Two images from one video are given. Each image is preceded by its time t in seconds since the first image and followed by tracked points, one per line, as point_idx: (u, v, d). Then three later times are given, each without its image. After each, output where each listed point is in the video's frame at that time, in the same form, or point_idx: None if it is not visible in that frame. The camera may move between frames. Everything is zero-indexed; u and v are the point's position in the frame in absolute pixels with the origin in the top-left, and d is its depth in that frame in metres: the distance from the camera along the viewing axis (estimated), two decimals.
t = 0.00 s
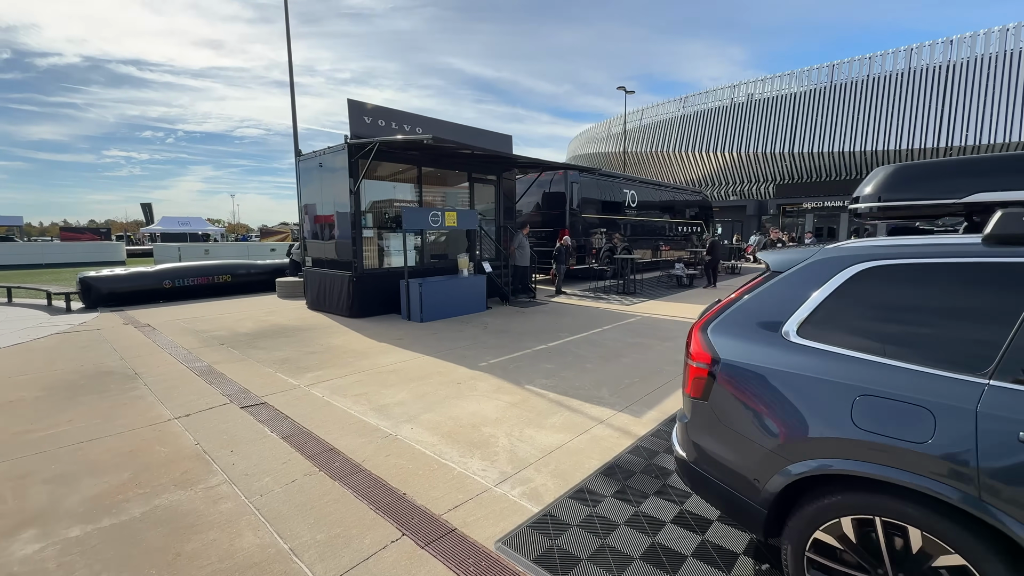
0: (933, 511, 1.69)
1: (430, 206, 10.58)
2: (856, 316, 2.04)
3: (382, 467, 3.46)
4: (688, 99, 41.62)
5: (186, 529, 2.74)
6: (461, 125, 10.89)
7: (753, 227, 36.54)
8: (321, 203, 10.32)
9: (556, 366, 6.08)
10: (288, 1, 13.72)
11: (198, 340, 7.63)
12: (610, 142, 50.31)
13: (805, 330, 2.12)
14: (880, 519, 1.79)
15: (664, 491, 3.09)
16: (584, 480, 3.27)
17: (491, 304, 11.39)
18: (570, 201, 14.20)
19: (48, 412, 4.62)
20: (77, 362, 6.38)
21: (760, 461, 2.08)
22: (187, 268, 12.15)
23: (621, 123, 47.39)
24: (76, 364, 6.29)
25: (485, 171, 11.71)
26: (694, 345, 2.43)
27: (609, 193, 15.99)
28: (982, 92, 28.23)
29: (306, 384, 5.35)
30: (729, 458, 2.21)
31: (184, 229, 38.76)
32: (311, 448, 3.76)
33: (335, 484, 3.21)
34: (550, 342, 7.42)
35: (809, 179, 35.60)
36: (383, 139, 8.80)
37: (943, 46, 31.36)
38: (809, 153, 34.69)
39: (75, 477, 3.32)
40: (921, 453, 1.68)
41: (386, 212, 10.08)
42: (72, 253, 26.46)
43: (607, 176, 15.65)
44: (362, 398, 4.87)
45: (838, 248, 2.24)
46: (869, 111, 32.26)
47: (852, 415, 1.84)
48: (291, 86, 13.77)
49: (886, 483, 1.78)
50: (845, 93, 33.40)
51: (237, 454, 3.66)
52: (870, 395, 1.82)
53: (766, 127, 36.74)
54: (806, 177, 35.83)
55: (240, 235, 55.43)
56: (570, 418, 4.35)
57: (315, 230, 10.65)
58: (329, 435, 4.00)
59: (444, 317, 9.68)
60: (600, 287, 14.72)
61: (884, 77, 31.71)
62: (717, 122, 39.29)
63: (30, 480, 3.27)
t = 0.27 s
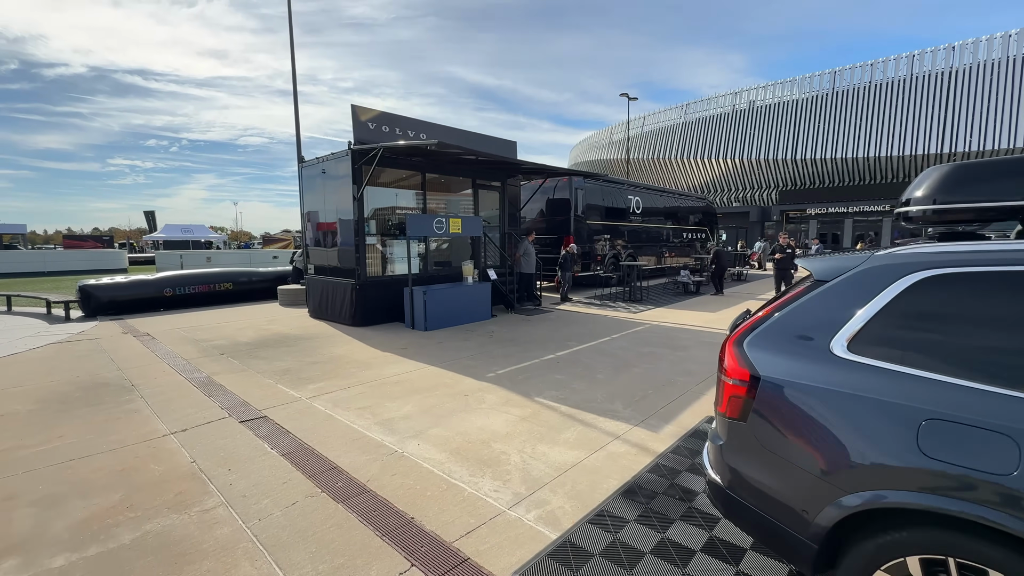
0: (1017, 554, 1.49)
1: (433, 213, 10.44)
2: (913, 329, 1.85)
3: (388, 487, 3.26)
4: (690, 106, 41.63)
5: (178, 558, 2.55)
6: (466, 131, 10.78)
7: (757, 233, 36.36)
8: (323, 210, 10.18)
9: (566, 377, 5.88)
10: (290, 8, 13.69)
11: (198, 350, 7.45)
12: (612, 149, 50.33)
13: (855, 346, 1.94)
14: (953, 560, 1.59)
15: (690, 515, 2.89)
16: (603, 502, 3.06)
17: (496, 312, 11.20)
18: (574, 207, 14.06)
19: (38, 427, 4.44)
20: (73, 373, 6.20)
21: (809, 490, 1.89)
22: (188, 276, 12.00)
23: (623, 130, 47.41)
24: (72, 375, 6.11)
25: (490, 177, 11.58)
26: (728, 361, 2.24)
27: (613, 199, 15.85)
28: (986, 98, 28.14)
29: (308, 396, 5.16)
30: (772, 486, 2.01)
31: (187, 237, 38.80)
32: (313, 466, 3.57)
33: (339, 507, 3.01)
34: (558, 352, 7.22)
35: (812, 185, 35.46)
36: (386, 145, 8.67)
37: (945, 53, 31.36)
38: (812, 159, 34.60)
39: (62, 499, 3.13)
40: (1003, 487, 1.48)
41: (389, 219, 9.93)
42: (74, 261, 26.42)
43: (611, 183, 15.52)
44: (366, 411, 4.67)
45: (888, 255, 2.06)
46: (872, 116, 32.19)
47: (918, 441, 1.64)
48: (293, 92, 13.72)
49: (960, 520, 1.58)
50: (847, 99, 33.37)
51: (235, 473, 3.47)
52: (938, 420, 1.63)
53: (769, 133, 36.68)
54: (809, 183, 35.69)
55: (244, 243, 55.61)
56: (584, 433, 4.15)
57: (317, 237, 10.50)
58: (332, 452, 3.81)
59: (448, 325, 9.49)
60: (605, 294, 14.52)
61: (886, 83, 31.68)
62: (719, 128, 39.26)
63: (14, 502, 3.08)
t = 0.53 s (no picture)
0: None
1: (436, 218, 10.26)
2: (980, 346, 1.66)
3: (389, 509, 3.05)
4: (692, 111, 41.56)
5: None
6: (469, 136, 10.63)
7: (760, 239, 36.16)
8: (324, 215, 10.02)
9: (574, 387, 5.67)
10: (292, 13, 13.61)
11: (195, 358, 7.26)
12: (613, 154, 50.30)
13: (913, 364, 1.74)
14: None
15: (715, 543, 2.67)
16: (620, 526, 2.85)
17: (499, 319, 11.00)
18: (578, 213, 13.89)
19: (23, 440, 4.24)
20: (65, 383, 6.01)
21: (862, 526, 1.69)
22: (188, 282, 11.84)
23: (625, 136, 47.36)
24: (63, 385, 5.91)
25: (493, 182, 11.42)
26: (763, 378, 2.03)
27: (617, 204, 15.69)
28: (990, 103, 28.00)
29: (306, 407, 4.96)
30: (818, 519, 1.81)
31: (189, 242, 38.76)
32: (309, 485, 3.36)
33: (336, 532, 2.81)
34: (564, 360, 7.01)
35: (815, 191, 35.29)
36: (388, 149, 8.51)
37: (947, 58, 31.28)
38: (815, 165, 34.46)
39: (39, 522, 2.92)
40: None
41: (391, 224, 9.76)
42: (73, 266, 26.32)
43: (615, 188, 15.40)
44: (366, 424, 4.46)
45: (945, 262, 1.86)
46: (875, 122, 32.06)
47: (995, 473, 1.46)
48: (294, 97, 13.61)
49: None
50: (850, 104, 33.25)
51: (227, 493, 3.26)
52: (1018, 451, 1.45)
53: (771, 138, 36.57)
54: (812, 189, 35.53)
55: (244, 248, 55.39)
56: (596, 449, 3.93)
57: (318, 243, 10.33)
58: (330, 469, 3.60)
59: (451, 333, 9.29)
60: (610, 301, 14.32)
61: (890, 89, 31.58)
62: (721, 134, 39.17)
63: None
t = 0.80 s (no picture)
0: None
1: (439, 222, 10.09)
2: None
3: (390, 534, 2.85)
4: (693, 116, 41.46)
5: None
6: (472, 139, 10.48)
7: (763, 244, 35.98)
8: (325, 220, 9.86)
9: (582, 398, 5.47)
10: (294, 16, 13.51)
11: (191, 366, 7.08)
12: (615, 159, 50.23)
13: (983, 388, 1.56)
14: None
15: (744, 573, 2.47)
16: (639, 553, 2.65)
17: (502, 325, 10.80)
18: (582, 217, 13.74)
19: (6, 454, 4.05)
20: (56, 392, 5.83)
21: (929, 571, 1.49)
22: (187, 287, 11.67)
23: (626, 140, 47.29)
24: (53, 395, 5.72)
25: (496, 186, 11.27)
26: (806, 398, 1.82)
27: (621, 209, 15.55)
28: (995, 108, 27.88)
29: (304, 419, 4.76)
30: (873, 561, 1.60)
31: (190, 247, 38.66)
32: (305, 506, 3.16)
33: (333, 559, 2.60)
34: (570, 369, 6.81)
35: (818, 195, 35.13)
36: (390, 152, 8.35)
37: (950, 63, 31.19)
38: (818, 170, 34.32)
39: (15, 547, 2.72)
40: None
41: (393, 229, 9.60)
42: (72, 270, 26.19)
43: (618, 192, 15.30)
44: (366, 438, 4.27)
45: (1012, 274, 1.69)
46: (879, 126, 31.93)
47: None
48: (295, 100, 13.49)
49: None
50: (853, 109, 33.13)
51: (217, 515, 3.06)
52: None
53: (773, 143, 36.45)
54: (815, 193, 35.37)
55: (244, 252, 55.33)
56: (608, 465, 3.73)
57: (318, 247, 10.17)
58: (328, 488, 3.40)
59: (454, 339, 9.10)
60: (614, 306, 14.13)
61: (893, 94, 31.48)
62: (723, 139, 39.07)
63: None
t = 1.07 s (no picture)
0: None
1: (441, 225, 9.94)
2: None
3: (394, 552, 2.68)
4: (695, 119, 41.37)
5: None
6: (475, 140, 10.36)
7: (765, 247, 35.83)
8: (326, 222, 9.72)
9: (590, 404, 5.30)
10: (295, 17, 13.44)
11: (188, 370, 6.92)
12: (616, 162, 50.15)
13: None
14: None
15: None
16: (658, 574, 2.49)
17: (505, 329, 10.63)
18: (585, 220, 13.60)
19: None
20: (48, 397, 5.68)
21: None
22: (186, 290, 11.54)
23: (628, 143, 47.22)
24: (45, 401, 5.56)
25: (500, 188, 11.13)
26: (853, 410, 1.66)
27: (624, 212, 15.43)
28: (998, 111, 27.77)
29: (303, 427, 4.60)
30: None
31: (190, 250, 38.55)
32: (304, 521, 2.99)
33: None
34: (577, 374, 6.65)
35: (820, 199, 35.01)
36: (391, 153, 8.20)
37: (953, 67, 31.10)
38: (820, 173, 34.21)
39: None
40: None
41: (395, 231, 9.46)
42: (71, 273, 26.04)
43: (621, 195, 15.23)
44: (368, 447, 4.10)
45: None
46: (881, 130, 31.82)
47: None
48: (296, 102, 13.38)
49: None
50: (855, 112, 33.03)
51: (211, 530, 2.90)
52: None
53: (775, 147, 36.36)
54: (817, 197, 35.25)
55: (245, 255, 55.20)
56: (621, 476, 3.56)
57: (319, 250, 10.03)
58: (327, 500, 3.23)
59: (456, 343, 8.94)
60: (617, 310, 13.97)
61: (895, 97, 31.39)
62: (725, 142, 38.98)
63: None
